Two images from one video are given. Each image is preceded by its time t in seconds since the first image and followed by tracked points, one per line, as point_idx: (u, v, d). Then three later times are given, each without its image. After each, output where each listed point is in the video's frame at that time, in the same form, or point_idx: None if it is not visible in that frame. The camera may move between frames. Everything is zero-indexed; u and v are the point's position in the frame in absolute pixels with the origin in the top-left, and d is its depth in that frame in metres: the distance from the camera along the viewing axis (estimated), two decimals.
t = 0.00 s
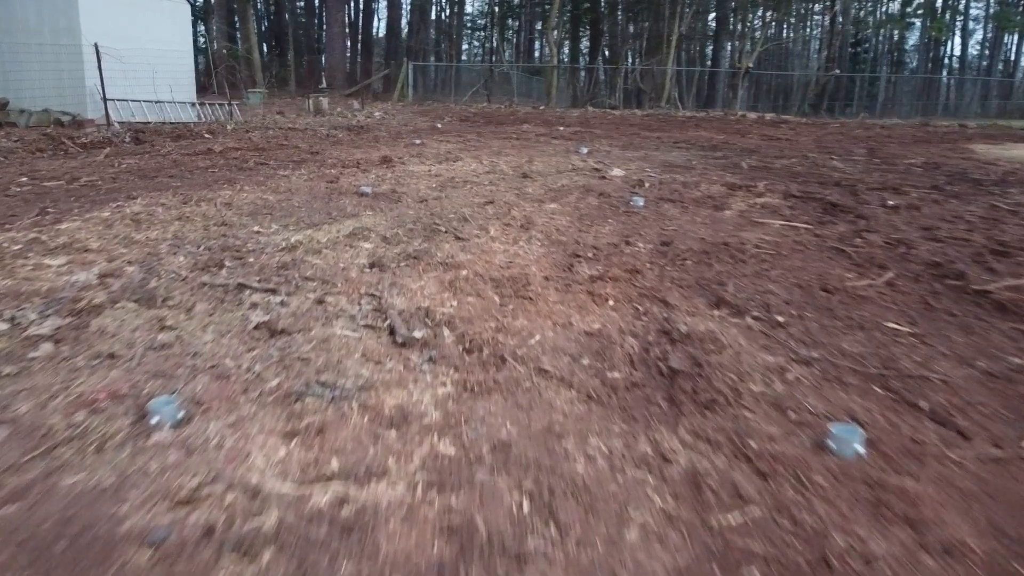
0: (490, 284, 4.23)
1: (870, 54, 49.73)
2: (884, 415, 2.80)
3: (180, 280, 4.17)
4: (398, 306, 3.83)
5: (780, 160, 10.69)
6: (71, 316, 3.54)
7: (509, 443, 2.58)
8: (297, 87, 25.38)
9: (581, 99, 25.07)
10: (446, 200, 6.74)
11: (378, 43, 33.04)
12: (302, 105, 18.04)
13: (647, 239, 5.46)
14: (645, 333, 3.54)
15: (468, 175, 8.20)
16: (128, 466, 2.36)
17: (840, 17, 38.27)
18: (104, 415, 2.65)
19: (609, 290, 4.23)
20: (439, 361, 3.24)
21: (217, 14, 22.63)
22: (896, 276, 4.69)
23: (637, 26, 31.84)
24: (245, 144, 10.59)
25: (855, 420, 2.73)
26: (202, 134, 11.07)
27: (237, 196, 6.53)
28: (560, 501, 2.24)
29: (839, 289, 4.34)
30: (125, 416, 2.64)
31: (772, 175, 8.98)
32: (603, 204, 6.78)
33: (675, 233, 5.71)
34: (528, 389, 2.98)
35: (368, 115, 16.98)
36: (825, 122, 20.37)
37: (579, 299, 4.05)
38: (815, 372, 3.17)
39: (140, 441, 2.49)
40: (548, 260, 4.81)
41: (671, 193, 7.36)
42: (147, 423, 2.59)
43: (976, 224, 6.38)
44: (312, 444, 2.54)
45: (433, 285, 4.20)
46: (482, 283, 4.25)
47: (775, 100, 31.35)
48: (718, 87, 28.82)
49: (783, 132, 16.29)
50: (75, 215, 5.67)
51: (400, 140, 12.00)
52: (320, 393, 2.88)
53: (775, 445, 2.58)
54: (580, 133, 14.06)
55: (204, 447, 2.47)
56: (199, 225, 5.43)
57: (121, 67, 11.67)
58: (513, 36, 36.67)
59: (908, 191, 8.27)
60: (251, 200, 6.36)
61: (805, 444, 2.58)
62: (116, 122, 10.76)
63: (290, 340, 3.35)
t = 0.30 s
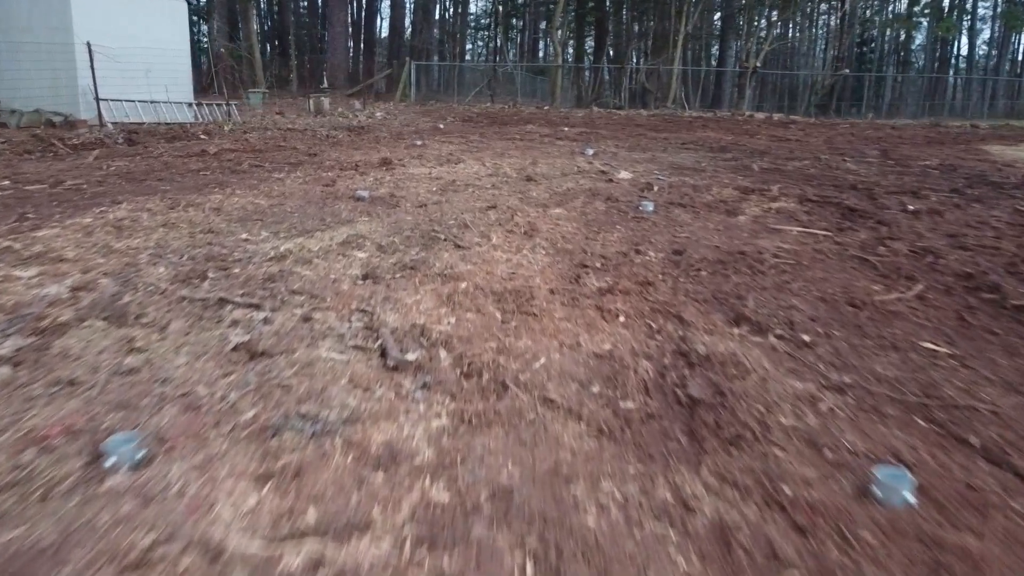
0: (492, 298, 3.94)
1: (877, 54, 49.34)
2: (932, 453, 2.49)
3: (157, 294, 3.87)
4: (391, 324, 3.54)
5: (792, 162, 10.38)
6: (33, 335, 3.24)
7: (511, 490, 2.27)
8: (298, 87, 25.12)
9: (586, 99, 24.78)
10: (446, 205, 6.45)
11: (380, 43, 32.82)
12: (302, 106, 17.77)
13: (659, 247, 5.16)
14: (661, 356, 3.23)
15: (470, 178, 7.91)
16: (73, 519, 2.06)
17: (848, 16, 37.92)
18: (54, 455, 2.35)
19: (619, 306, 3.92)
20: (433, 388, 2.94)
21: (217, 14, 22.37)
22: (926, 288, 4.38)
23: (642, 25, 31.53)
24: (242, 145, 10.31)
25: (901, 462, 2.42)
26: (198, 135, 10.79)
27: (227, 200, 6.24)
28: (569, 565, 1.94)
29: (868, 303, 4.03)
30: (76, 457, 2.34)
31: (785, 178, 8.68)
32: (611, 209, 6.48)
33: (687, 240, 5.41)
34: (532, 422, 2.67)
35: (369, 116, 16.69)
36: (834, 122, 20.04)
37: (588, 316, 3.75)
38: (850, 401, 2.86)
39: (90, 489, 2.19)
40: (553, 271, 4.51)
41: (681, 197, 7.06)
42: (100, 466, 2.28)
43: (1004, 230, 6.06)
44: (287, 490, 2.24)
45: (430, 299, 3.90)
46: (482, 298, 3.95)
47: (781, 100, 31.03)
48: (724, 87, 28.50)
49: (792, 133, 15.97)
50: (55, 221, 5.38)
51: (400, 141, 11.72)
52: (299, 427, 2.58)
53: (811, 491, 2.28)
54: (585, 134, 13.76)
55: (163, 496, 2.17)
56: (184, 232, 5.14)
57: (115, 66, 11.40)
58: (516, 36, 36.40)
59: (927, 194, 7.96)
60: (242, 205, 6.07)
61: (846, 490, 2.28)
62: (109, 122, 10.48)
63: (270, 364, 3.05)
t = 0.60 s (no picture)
0: (489, 319, 3.57)
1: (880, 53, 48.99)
2: (1003, 514, 2.13)
3: (119, 314, 3.51)
4: (377, 351, 3.17)
5: (802, 165, 10.02)
6: None
7: (508, 564, 1.91)
8: (295, 87, 24.78)
9: (587, 99, 24.44)
10: (441, 211, 6.09)
11: (379, 43, 32.48)
12: (298, 105, 17.42)
13: (669, 259, 4.80)
14: (680, 389, 2.86)
15: (468, 182, 7.55)
16: None
17: (851, 15, 37.58)
18: None
19: (629, 328, 3.56)
20: (420, 428, 2.58)
21: (212, 12, 22.03)
22: (963, 304, 4.01)
23: (644, 24, 31.18)
24: (232, 147, 9.95)
25: (968, 527, 2.05)
26: (187, 137, 10.44)
27: (209, 207, 5.89)
28: None
29: (903, 324, 3.66)
30: None
31: (797, 181, 8.32)
32: (616, 215, 6.12)
33: (699, 251, 5.05)
34: (534, 473, 2.31)
35: (366, 116, 16.34)
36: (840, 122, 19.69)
37: (595, 339, 3.38)
38: (898, 445, 2.50)
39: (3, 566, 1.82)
40: (556, 287, 4.15)
41: (690, 203, 6.70)
42: (20, 536, 1.92)
43: None
44: (242, 565, 1.88)
45: (421, 320, 3.54)
46: (478, 318, 3.59)
47: (785, 100, 30.69)
48: (727, 87, 28.16)
49: (799, 133, 15.62)
50: (22, 229, 5.02)
51: (397, 143, 11.38)
52: (263, 481, 2.22)
53: (867, 566, 1.91)
54: (587, 135, 13.41)
55: None
56: (159, 242, 4.78)
57: (101, 66, 11.05)
58: (517, 36, 36.05)
59: (946, 199, 7.61)
60: (224, 212, 5.71)
61: (907, 565, 1.91)
62: (94, 124, 10.13)
63: (236, 400, 2.69)
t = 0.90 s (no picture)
0: (486, 344, 3.21)
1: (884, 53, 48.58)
2: None
3: (73, 339, 3.15)
4: (358, 384, 2.80)
5: (813, 167, 9.66)
6: None
7: None
8: (292, 87, 24.38)
9: (588, 99, 24.10)
10: (436, 219, 5.72)
11: (378, 42, 32.14)
12: (293, 105, 17.04)
13: (682, 273, 4.43)
14: (703, 433, 2.49)
15: (465, 186, 7.19)
16: None
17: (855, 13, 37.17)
18: None
19: (642, 355, 3.19)
20: (404, 483, 2.21)
21: (207, 10, 21.65)
22: (1009, 325, 3.64)
23: (646, 23, 30.78)
24: (221, 149, 9.59)
25: None
26: (175, 138, 10.09)
27: (189, 214, 5.53)
28: None
29: (945, 350, 3.29)
30: None
31: (810, 185, 7.96)
32: (622, 223, 5.77)
33: (713, 263, 4.69)
34: (537, 544, 1.94)
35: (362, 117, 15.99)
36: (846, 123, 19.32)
37: (604, 368, 3.01)
38: (964, 505, 2.13)
39: None
40: (560, 305, 3.79)
41: (700, 209, 6.34)
42: None
43: None
44: None
45: (410, 346, 3.18)
46: (474, 343, 3.23)
47: (789, 100, 30.31)
48: (730, 87, 27.79)
49: (806, 134, 15.26)
50: None
51: (393, 144, 11.02)
52: (210, 557, 1.85)
53: None
54: (589, 136, 13.05)
55: None
56: (129, 254, 4.43)
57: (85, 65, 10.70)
58: (517, 35, 35.70)
59: (968, 204, 7.24)
60: (204, 220, 5.35)
61: None
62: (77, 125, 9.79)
63: (190, 448, 2.32)
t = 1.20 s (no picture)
0: (481, 376, 2.84)
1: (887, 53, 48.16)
2: None
3: (14, 372, 2.79)
4: (332, 429, 2.42)
5: (826, 171, 9.28)
6: None
7: None
8: (288, 87, 24.01)
9: (590, 99, 23.74)
10: (430, 228, 5.35)
11: (377, 41, 31.80)
12: (289, 105, 16.67)
13: (697, 289, 4.06)
14: (737, 494, 2.11)
15: (462, 191, 6.82)
16: None
17: (860, 12, 36.76)
18: None
19: (659, 390, 2.82)
20: (381, 560, 1.83)
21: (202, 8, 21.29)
22: None
23: (647, 22, 30.39)
24: (209, 151, 9.22)
25: None
26: (162, 140, 9.73)
27: (165, 222, 5.16)
28: None
29: (1001, 383, 2.91)
30: None
31: (824, 190, 7.59)
32: (629, 231, 5.40)
33: (730, 278, 4.32)
34: None
35: (359, 117, 15.62)
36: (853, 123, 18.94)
37: (616, 407, 2.64)
38: None
39: None
40: (564, 328, 3.42)
41: (712, 216, 5.97)
42: None
43: None
44: None
45: (396, 379, 2.80)
46: (468, 375, 2.86)
47: (792, 100, 29.92)
48: (733, 86, 27.43)
49: (813, 135, 14.88)
50: None
51: (388, 146, 10.66)
52: None
53: None
54: (592, 137, 12.69)
55: None
56: (93, 268, 4.06)
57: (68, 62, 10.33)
58: (518, 34, 35.35)
59: (993, 210, 6.86)
60: (181, 229, 4.99)
61: None
62: (58, 126, 9.42)
63: (127, 515, 1.94)
